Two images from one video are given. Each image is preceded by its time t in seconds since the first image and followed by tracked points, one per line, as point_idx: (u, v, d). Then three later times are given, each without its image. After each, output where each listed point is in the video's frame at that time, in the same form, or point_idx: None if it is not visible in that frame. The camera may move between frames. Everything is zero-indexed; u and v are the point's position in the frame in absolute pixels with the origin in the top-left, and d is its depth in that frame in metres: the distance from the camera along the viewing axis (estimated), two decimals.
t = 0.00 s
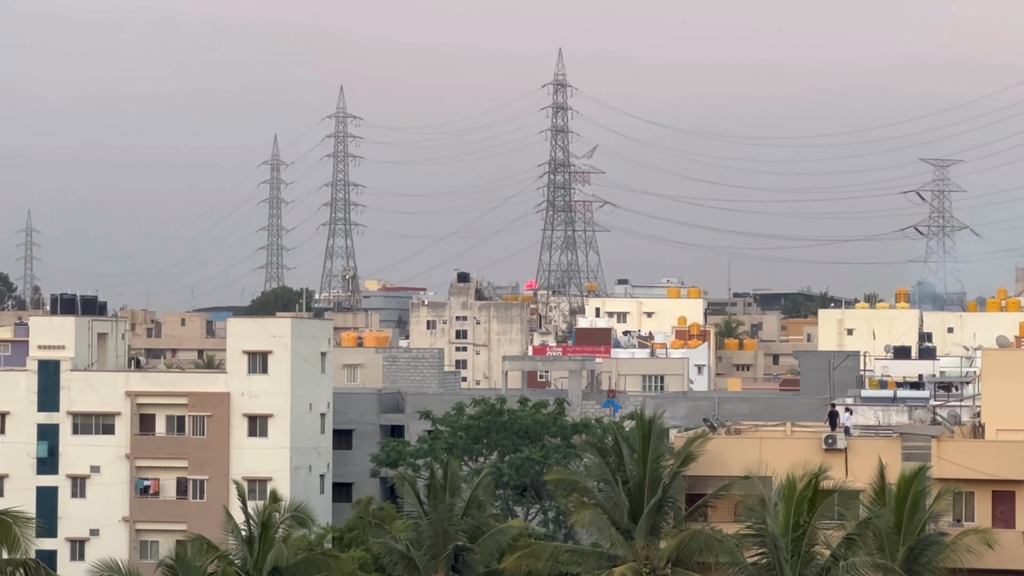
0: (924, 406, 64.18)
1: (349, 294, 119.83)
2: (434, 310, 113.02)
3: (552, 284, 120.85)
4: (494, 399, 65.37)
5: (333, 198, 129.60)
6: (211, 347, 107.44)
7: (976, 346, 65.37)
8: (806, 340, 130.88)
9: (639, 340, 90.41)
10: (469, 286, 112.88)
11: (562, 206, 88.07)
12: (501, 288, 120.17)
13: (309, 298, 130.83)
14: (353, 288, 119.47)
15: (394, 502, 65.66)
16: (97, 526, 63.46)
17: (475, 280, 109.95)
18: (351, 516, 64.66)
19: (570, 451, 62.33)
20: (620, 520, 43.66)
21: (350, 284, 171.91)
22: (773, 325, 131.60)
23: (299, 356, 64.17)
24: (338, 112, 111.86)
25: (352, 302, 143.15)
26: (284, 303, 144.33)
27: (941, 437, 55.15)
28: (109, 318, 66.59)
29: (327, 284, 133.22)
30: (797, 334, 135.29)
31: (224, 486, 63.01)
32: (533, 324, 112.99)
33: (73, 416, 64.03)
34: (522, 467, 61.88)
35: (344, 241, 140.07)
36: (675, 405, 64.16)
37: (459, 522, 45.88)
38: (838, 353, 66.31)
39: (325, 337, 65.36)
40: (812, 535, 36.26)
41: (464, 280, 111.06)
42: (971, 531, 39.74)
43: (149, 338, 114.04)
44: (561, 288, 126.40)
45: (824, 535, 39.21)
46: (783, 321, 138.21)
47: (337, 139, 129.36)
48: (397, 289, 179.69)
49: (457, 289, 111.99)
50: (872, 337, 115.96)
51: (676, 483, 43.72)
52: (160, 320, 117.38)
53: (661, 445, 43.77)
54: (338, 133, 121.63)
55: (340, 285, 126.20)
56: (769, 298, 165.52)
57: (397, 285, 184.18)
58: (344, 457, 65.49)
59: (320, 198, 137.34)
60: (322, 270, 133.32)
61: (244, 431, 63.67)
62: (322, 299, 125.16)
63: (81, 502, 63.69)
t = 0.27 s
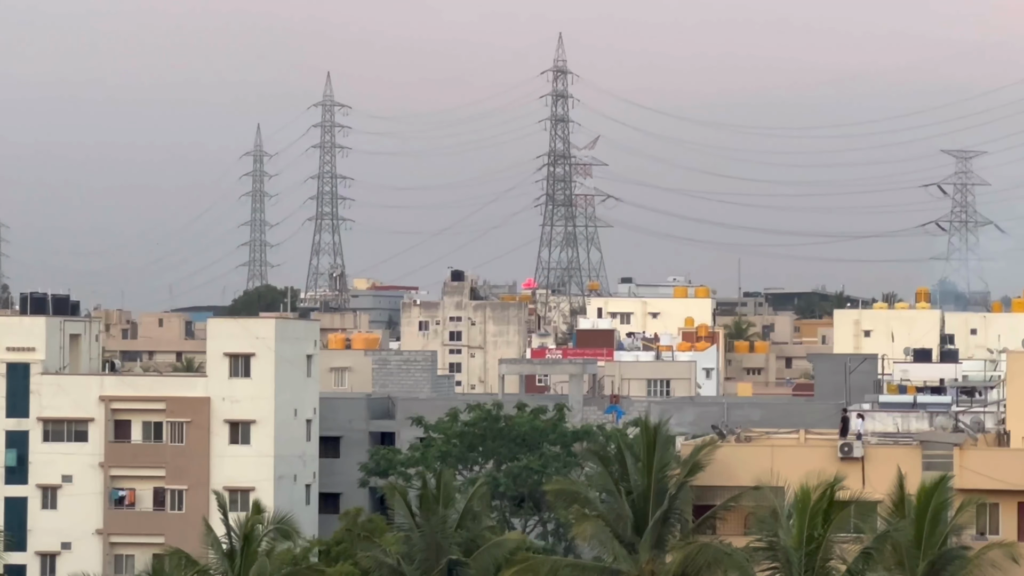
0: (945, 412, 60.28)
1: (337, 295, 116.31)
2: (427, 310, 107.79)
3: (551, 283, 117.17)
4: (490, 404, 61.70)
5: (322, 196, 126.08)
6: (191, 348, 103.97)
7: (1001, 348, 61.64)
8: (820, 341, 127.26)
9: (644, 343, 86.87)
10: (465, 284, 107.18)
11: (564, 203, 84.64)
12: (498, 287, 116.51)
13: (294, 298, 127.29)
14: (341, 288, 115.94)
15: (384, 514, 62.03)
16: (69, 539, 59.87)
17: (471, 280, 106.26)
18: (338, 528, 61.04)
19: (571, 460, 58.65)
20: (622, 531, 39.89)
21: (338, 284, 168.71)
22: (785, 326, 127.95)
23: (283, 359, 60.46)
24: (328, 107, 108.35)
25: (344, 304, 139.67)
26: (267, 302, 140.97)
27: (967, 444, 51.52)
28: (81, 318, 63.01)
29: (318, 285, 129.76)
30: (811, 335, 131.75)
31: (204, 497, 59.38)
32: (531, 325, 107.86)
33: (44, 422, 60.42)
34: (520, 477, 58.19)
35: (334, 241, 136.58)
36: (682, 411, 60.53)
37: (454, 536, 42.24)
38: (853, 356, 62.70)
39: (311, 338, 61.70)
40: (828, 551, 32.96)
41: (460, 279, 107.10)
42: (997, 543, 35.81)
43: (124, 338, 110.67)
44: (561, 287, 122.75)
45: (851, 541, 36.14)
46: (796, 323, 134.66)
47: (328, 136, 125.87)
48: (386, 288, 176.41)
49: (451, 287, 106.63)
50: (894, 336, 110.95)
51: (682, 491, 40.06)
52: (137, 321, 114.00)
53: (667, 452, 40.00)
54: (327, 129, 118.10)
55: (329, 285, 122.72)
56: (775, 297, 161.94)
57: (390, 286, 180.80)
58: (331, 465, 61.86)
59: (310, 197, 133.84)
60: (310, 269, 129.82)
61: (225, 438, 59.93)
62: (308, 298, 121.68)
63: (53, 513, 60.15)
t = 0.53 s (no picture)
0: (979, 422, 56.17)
1: (326, 296, 112.48)
2: (422, 311, 102.98)
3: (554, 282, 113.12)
4: (490, 412, 57.71)
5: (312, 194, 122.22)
6: (169, 352, 100.18)
7: None
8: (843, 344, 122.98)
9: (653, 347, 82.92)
10: (463, 285, 101.93)
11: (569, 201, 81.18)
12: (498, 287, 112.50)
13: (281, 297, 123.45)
14: (332, 288, 112.10)
15: (377, 530, 58.09)
16: (39, 556, 56.01)
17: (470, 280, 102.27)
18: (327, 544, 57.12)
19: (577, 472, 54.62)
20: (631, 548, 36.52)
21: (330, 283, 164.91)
22: (806, 328, 123.74)
23: (269, 364, 56.62)
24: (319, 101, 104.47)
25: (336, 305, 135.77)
26: (253, 302, 137.23)
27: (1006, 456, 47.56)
28: (53, 321, 59.16)
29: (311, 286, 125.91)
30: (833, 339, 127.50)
31: (184, 511, 55.41)
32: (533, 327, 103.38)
33: (12, 431, 56.58)
34: (521, 490, 54.19)
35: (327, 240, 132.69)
36: (694, 420, 56.61)
37: (451, 552, 38.45)
38: (878, 362, 58.74)
39: (298, 343, 57.88)
40: (852, 574, 30.63)
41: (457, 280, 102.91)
42: None
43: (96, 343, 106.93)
44: (566, 287, 118.74)
45: (873, 565, 33.67)
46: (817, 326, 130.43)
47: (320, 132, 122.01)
48: (379, 288, 172.58)
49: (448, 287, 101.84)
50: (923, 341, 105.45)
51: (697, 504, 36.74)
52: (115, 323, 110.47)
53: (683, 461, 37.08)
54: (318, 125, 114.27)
55: (318, 286, 118.87)
56: (787, 297, 157.85)
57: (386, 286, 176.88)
58: (319, 477, 57.94)
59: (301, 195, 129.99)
60: (301, 269, 126.00)
61: (206, 448, 55.95)
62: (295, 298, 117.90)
63: (21, 529, 56.28)
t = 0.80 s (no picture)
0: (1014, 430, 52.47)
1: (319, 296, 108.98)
2: (421, 313, 98.77)
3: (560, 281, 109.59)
4: (493, 419, 54.14)
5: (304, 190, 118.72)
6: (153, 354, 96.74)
7: None
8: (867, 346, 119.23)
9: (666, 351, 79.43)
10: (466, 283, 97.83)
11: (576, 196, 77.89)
12: (502, 287, 108.97)
13: (270, 296, 120.02)
14: (324, 286, 108.60)
15: (372, 545, 54.53)
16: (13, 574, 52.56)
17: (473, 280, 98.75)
18: (318, 559, 53.55)
19: (586, 485, 51.02)
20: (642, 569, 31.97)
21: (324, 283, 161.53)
22: (830, 330, 120.00)
23: (258, 368, 52.98)
24: (312, 93, 100.96)
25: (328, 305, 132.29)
26: (240, 303, 133.83)
27: None
28: (26, 321, 55.49)
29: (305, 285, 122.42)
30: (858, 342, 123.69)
31: (167, 525, 51.97)
32: (539, 328, 99.77)
33: None
34: (526, 502, 50.64)
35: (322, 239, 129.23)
36: (711, 428, 53.05)
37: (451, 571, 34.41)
38: (908, 366, 55.22)
39: (289, 346, 54.22)
40: None
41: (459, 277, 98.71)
42: None
43: (75, 346, 103.41)
44: (573, 286, 115.24)
45: None
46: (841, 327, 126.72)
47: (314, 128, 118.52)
48: (374, 287, 169.11)
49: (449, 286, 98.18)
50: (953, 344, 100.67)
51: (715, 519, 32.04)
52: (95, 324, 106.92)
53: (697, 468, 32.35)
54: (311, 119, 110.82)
55: (310, 285, 115.41)
56: (800, 297, 154.22)
57: (384, 286, 173.41)
58: (310, 489, 54.37)
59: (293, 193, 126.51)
60: (294, 267, 122.50)
61: (190, 458, 52.39)
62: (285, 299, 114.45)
63: None
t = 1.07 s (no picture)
0: None
1: (312, 300, 106.24)
2: (418, 316, 96.89)
3: (565, 283, 106.75)
4: (495, 428, 51.28)
5: (296, 191, 115.97)
6: (134, 360, 94.00)
7: None
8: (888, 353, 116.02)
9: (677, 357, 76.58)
10: (465, 285, 95.46)
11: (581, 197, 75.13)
12: (506, 289, 106.09)
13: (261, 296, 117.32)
14: (317, 289, 105.86)
15: (367, 562, 51.67)
16: None
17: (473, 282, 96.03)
18: None
19: (592, 499, 48.15)
20: None
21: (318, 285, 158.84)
22: (851, 334, 116.79)
23: (246, 375, 50.17)
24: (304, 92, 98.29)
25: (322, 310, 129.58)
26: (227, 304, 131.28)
27: None
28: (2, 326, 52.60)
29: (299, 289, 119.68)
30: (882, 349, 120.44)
31: (149, 540, 49.13)
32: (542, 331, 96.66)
33: None
34: (528, 516, 47.76)
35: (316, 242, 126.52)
36: (724, 438, 50.22)
37: None
38: (933, 375, 52.33)
39: (280, 351, 51.36)
40: None
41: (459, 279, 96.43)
42: None
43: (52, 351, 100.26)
44: (579, 289, 112.48)
45: None
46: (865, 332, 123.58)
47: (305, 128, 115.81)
48: (367, 289, 166.34)
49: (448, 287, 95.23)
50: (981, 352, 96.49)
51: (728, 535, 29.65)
52: (82, 328, 104.02)
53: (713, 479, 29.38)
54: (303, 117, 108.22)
55: (301, 287, 112.70)
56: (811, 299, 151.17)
57: (382, 288, 170.58)
58: (299, 502, 51.53)
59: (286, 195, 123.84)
60: (286, 269, 119.80)
61: (173, 470, 49.62)
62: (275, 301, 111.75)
63: None
